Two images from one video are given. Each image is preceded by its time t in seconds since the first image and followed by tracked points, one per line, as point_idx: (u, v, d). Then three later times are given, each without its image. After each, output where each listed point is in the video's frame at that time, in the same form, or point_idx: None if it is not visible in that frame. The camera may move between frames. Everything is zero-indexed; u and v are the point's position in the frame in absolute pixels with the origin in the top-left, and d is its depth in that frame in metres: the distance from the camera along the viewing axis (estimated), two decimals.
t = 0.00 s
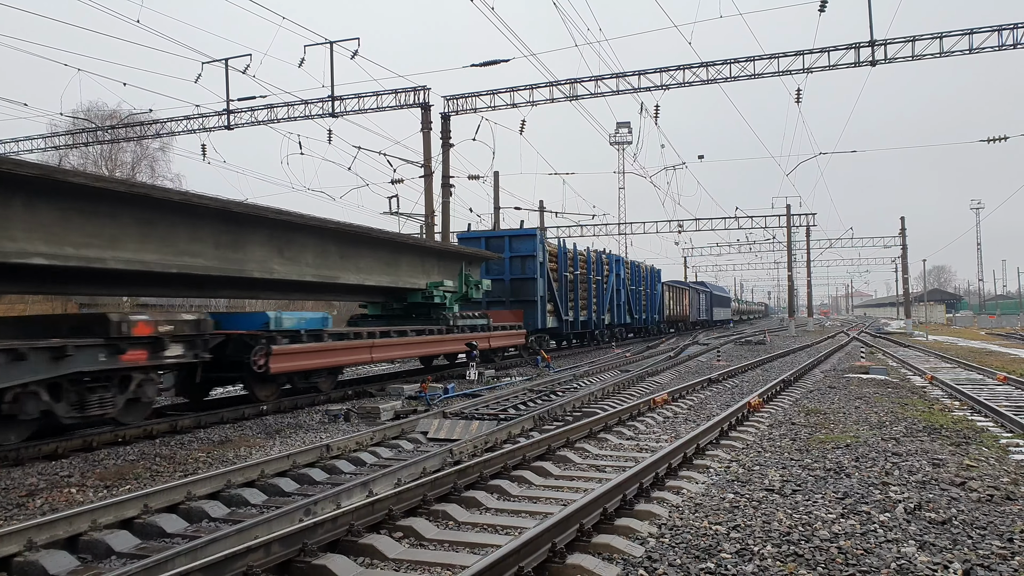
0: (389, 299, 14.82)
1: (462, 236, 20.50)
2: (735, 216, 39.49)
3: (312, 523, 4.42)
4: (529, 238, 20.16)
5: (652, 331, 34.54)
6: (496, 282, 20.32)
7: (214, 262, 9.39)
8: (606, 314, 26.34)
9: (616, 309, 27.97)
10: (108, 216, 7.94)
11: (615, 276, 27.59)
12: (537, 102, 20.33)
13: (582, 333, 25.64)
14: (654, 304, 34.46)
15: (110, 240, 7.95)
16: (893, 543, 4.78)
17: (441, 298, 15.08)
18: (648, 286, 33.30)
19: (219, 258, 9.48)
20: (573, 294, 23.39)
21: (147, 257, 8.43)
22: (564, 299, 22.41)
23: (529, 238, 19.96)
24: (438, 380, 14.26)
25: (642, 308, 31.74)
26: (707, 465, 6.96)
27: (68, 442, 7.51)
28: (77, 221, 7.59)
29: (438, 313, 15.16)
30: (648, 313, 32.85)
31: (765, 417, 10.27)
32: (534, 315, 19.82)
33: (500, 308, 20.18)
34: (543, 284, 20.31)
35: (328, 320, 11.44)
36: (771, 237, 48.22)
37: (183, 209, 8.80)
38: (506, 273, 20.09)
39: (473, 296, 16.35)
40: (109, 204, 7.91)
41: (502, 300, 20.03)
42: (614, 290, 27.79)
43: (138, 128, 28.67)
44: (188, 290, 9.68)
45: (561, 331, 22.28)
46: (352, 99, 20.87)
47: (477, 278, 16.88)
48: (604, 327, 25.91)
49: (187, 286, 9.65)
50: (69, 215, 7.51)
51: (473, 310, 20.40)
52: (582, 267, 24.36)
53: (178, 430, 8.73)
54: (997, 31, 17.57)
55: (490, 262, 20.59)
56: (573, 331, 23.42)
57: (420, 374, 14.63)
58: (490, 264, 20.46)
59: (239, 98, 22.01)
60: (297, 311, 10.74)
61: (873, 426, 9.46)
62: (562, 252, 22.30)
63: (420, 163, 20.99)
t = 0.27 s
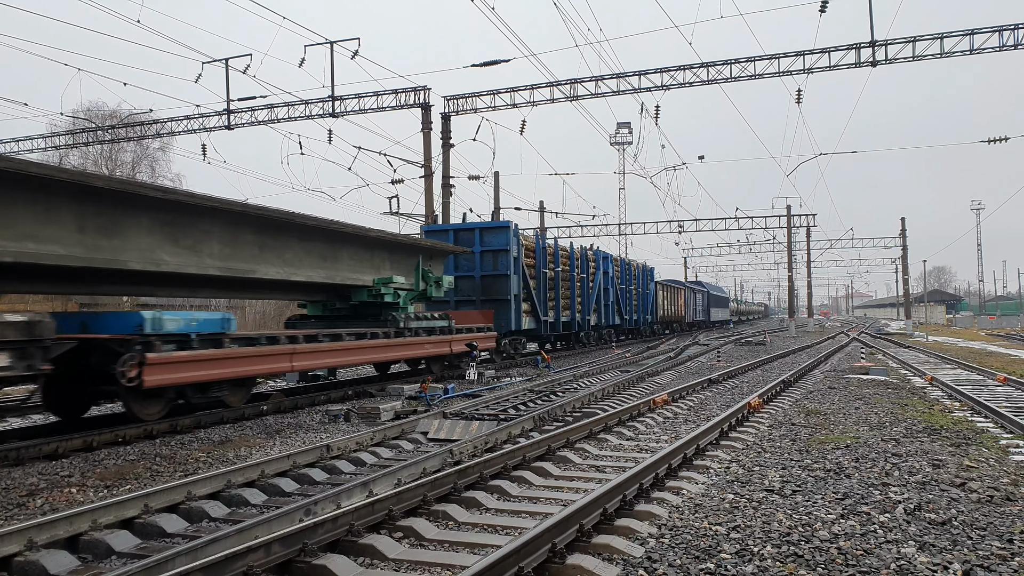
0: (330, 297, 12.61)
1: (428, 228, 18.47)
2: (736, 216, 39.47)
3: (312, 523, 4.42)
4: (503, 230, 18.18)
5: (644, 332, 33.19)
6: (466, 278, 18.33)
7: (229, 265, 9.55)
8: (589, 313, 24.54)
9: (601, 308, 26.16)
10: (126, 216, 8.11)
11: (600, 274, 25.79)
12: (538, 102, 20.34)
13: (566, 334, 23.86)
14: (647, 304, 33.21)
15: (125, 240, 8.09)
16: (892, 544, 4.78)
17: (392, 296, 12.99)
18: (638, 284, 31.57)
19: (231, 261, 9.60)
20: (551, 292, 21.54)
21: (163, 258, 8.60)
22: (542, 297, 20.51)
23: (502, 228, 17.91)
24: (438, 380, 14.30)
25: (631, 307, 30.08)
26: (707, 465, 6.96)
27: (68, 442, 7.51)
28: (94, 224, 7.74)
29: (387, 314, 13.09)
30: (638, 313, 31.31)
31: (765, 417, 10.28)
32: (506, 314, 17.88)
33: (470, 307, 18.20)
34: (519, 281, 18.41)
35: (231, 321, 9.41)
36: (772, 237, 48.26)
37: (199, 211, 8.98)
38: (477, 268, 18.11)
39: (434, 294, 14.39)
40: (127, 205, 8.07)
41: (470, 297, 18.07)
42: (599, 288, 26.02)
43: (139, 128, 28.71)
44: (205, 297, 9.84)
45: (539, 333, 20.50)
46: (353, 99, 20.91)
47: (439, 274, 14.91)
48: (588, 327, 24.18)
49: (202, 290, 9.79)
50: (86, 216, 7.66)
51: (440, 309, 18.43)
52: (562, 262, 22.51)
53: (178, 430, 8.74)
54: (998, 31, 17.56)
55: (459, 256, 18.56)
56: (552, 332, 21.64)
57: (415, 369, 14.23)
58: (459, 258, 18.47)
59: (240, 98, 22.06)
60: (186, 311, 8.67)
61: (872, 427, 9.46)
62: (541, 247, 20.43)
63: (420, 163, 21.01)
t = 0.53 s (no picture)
0: (253, 294, 11.09)
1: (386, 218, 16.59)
2: (736, 216, 39.45)
3: (313, 523, 4.42)
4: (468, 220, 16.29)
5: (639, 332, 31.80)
6: (428, 274, 16.41)
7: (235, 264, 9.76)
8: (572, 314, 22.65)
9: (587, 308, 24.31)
10: (131, 222, 8.28)
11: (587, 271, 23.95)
12: (537, 102, 20.34)
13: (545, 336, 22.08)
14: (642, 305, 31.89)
15: (133, 245, 8.27)
16: (893, 543, 4.78)
17: (325, 294, 11.32)
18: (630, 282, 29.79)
19: (233, 263, 9.80)
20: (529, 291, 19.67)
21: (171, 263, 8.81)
22: (516, 297, 18.64)
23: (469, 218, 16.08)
24: (438, 380, 14.32)
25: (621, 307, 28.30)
26: (707, 464, 6.96)
27: (68, 443, 7.52)
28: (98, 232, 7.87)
29: (316, 315, 11.31)
30: (631, 313, 29.66)
31: (765, 417, 10.27)
32: (472, 316, 16.06)
33: (432, 307, 16.27)
34: (486, 278, 16.57)
35: (83, 323, 7.53)
36: (772, 237, 48.25)
37: (202, 213, 9.13)
38: (439, 263, 16.19)
39: (378, 292, 12.54)
40: (131, 208, 8.22)
41: (433, 296, 16.23)
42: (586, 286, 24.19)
43: (139, 129, 28.72)
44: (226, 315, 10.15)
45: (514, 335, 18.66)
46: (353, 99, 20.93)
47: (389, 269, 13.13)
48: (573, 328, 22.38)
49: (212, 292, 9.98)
50: (92, 220, 7.81)
51: (400, 309, 16.55)
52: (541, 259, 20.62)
53: (178, 430, 8.74)
54: (997, 30, 17.56)
55: (419, 249, 16.59)
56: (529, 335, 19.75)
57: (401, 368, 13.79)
58: (421, 252, 16.52)
59: (240, 99, 22.07)
60: (11, 312, 6.87)
61: (873, 426, 9.45)
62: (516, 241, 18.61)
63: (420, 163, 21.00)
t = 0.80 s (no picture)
0: (145, 292, 9.11)
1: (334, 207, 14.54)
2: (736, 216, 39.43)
3: (313, 524, 4.41)
4: (427, 209, 14.28)
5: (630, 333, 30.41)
6: (381, 270, 14.40)
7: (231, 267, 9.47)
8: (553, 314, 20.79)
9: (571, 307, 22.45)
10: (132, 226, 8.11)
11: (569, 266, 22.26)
12: (537, 102, 20.34)
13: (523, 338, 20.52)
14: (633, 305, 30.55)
15: (131, 247, 8.08)
16: (893, 543, 4.77)
17: (232, 289, 9.38)
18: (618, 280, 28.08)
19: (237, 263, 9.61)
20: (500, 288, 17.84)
21: (156, 262, 8.43)
22: (486, 296, 16.74)
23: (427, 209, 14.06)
24: (438, 380, 14.35)
25: (608, 306, 26.78)
26: (707, 464, 6.96)
27: (69, 443, 7.51)
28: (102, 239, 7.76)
29: (216, 316, 9.24)
30: (620, 312, 28.17)
31: (765, 417, 10.25)
32: (428, 318, 14.16)
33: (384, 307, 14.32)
34: (448, 274, 14.62)
35: None
36: (772, 236, 48.23)
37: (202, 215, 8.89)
38: (393, 257, 14.21)
39: (305, 288, 10.47)
40: (133, 210, 8.04)
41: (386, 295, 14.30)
42: (569, 284, 22.55)
43: (138, 130, 28.74)
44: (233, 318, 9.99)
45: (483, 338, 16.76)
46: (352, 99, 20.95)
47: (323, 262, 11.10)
48: (553, 330, 20.64)
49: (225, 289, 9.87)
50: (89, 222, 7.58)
51: (349, 309, 14.60)
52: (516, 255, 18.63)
53: (178, 431, 8.73)
54: (998, 29, 17.54)
55: (372, 241, 14.56)
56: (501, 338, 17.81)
57: (374, 368, 12.87)
58: (373, 244, 14.49)
59: (239, 99, 22.11)
60: None
61: (873, 426, 9.44)
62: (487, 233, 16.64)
63: (420, 163, 21.00)
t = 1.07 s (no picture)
0: None
1: (268, 186, 12.72)
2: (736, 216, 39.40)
3: (312, 522, 4.41)
4: (370, 191, 12.47)
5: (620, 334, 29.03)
6: (318, 261, 12.64)
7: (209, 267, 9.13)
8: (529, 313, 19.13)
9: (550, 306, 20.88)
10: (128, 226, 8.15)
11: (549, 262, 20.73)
12: (538, 101, 20.34)
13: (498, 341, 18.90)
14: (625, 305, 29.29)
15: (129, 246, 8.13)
16: (892, 543, 4.78)
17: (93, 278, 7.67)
18: (606, 278, 26.52)
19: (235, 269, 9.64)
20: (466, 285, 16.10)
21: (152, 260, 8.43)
22: (447, 293, 15.03)
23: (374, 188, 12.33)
24: (439, 378, 14.38)
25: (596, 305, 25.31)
26: (707, 464, 6.95)
27: (68, 440, 7.51)
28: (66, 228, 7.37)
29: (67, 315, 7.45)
30: (609, 312, 26.76)
31: (765, 417, 10.25)
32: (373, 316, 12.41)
33: (323, 303, 12.57)
34: (395, 267, 12.86)
35: None
36: (772, 237, 48.21)
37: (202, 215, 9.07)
38: (331, 247, 12.42)
39: (203, 280, 8.96)
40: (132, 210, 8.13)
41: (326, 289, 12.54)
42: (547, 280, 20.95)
43: (139, 127, 28.74)
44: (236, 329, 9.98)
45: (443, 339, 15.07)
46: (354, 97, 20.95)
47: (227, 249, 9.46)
48: (530, 331, 19.07)
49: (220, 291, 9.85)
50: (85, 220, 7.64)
51: (284, 305, 12.83)
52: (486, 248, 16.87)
53: (178, 428, 8.73)
54: (1000, 30, 17.55)
55: (308, 227, 12.79)
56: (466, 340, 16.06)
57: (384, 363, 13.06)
58: (310, 232, 12.74)
59: (240, 97, 22.12)
60: None
61: (873, 426, 9.44)
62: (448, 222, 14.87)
63: (421, 162, 21.00)
